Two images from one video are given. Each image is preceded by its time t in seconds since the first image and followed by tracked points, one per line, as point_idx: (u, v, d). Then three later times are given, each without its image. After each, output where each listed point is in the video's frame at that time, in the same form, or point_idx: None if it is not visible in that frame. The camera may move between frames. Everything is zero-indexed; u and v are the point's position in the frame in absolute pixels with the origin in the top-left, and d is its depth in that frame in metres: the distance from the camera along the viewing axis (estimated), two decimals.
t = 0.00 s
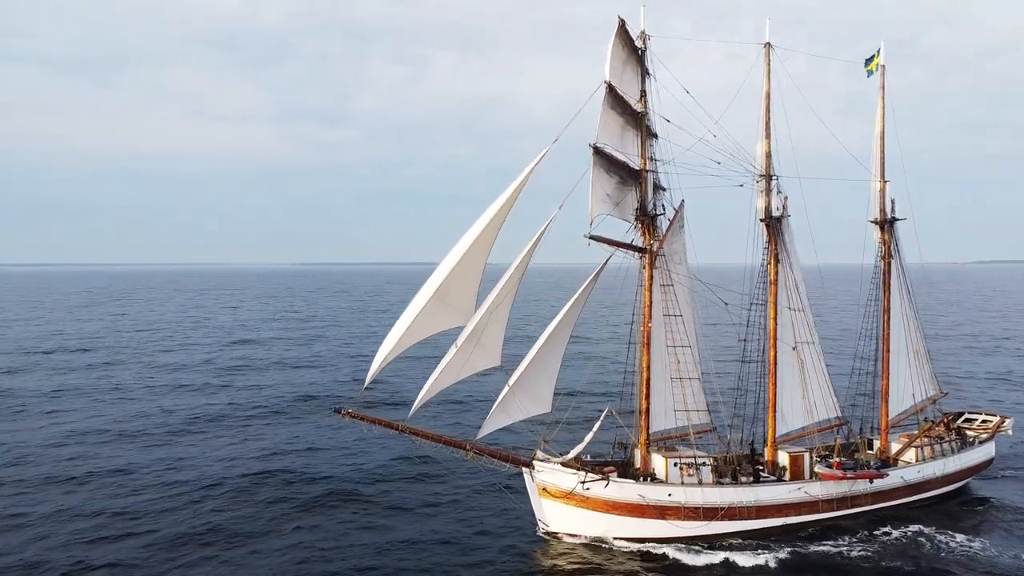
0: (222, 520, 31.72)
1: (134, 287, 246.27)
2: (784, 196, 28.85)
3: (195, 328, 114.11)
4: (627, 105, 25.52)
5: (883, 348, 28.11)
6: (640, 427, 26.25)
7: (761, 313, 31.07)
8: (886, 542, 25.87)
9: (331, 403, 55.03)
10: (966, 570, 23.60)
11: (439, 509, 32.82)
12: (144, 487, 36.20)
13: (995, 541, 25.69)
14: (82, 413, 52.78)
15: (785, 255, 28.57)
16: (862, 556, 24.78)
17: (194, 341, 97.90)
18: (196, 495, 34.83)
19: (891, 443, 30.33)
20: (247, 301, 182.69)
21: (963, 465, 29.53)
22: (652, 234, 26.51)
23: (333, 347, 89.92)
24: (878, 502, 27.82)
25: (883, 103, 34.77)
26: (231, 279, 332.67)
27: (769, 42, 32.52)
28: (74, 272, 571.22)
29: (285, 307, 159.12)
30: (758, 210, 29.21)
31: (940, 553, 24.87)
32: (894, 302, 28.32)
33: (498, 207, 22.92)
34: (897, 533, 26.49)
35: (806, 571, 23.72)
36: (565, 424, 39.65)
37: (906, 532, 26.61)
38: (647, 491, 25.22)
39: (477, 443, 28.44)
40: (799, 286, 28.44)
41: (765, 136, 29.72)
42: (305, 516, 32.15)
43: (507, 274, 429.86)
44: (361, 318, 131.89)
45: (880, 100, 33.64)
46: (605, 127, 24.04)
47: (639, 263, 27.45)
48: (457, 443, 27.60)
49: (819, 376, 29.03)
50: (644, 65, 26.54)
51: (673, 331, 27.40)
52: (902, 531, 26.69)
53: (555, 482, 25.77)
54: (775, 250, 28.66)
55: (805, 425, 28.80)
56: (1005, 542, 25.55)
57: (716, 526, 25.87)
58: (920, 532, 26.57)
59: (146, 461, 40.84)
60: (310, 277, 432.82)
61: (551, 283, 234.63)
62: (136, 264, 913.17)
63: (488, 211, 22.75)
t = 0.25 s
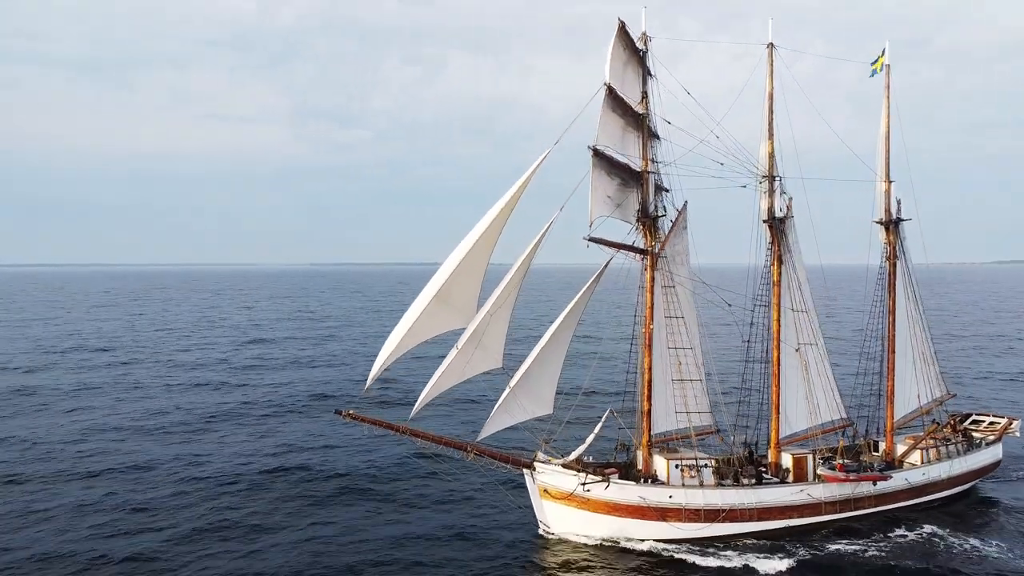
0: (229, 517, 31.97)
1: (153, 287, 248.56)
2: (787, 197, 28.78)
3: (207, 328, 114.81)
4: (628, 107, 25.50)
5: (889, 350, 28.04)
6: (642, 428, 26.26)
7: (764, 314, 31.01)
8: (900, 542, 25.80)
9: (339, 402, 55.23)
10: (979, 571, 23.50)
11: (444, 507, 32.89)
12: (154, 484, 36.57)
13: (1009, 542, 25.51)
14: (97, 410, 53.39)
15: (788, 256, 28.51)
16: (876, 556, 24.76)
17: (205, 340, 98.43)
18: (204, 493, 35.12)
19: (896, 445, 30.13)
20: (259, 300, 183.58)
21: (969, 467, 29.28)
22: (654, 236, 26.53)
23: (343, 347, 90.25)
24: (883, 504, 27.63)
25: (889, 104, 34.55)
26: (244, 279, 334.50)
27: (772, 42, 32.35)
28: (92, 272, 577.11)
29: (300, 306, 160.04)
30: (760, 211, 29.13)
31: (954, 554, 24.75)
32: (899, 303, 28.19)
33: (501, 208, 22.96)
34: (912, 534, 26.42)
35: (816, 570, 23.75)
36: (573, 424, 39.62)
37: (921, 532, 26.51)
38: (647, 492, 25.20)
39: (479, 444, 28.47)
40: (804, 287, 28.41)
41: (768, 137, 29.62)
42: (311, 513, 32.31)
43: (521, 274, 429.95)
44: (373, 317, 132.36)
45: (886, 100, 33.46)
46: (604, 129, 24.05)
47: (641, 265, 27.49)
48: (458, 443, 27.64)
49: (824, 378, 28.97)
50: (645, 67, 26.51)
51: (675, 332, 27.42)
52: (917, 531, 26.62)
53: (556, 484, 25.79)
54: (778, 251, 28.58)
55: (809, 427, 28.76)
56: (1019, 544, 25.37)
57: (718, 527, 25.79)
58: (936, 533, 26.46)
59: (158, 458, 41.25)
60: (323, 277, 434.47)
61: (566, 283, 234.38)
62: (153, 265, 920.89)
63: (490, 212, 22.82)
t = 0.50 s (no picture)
0: (236, 514, 32.12)
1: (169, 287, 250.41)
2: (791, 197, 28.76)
3: (218, 328, 115.36)
4: (629, 109, 25.51)
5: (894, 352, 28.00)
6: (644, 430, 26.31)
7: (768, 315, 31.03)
8: (914, 544, 25.65)
9: (346, 400, 55.42)
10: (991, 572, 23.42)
11: (450, 504, 32.95)
12: (165, 480, 36.90)
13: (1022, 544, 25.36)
14: (111, 408, 53.92)
15: (792, 257, 28.47)
16: (890, 557, 24.66)
17: (216, 339, 98.88)
18: (214, 490, 35.38)
19: (902, 447, 29.92)
20: (270, 300, 184.38)
21: (975, 469, 29.05)
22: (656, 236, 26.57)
23: (352, 347, 90.51)
24: (887, 506, 27.43)
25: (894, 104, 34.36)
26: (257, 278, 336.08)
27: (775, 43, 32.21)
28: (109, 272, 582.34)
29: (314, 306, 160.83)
30: (764, 212, 29.09)
31: (968, 556, 24.60)
32: (904, 303, 28.14)
33: (503, 209, 22.95)
34: (928, 534, 26.38)
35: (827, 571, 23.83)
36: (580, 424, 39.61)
37: (934, 534, 26.33)
38: (648, 494, 25.16)
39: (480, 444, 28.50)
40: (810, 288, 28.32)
41: (772, 137, 29.56)
42: (318, 510, 32.47)
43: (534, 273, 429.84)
44: (383, 317, 132.68)
45: (890, 100, 33.36)
46: (605, 130, 24.07)
47: (643, 265, 27.50)
48: (458, 444, 27.66)
49: (829, 379, 28.88)
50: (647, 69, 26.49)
51: (678, 333, 27.43)
52: (934, 532, 26.55)
53: (557, 485, 25.80)
54: (782, 252, 28.58)
55: (813, 428, 28.69)
56: None
57: (719, 529, 25.72)
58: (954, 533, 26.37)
59: (169, 455, 41.59)
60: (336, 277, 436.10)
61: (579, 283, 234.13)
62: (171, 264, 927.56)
63: (492, 213, 22.81)
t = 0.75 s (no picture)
0: (241, 511, 32.30)
1: (186, 288, 252.68)
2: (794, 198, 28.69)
3: (230, 328, 116.06)
4: (631, 110, 25.56)
5: (900, 353, 27.86)
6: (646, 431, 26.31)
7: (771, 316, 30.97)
8: (921, 547, 25.49)
9: (354, 399, 55.63)
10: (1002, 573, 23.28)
11: (458, 503, 33.05)
12: (177, 477, 37.33)
13: None
14: (127, 405, 54.60)
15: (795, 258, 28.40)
16: (899, 560, 24.48)
17: (228, 339, 99.52)
18: (225, 486, 35.73)
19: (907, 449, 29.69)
20: (282, 300, 185.26)
21: (981, 472, 28.80)
22: (658, 238, 26.56)
23: (362, 347, 90.83)
24: (891, 509, 27.23)
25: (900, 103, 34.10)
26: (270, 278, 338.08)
27: (778, 43, 32.00)
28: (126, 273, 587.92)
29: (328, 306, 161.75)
30: (767, 212, 28.99)
31: (976, 559, 24.41)
32: (909, 304, 27.99)
33: (504, 211, 22.98)
34: (944, 536, 26.25)
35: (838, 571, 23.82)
36: (589, 423, 39.59)
37: (940, 537, 26.17)
38: (648, 495, 25.13)
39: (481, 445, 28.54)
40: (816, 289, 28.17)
41: (775, 138, 29.42)
42: (326, 507, 32.71)
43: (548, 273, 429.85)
44: (394, 317, 133.08)
45: (896, 100, 33.17)
46: (605, 131, 24.14)
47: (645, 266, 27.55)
48: (459, 445, 27.70)
49: (834, 381, 28.82)
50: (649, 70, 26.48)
51: (680, 334, 27.46)
52: (950, 534, 26.39)
53: (558, 485, 25.83)
54: (785, 254, 28.49)
55: (817, 429, 28.59)
56: None
57: (721, 530, 25.64)
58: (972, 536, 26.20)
59: (182, 452, 42.05)
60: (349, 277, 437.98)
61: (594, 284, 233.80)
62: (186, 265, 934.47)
63: (493, 215, 22.84)
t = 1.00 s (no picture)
0: (247, 509, 32.52)
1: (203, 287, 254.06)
2: (797, 198, 28.70)
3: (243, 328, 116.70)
4: (633, 111, 25.62)
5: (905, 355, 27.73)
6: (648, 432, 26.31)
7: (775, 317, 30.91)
8: (932, 549, 25.33)
9: (363, 398, 55.88)
10: None
11: (465, 500, 33.19)
12: (190, 475, 37.71)
13: None
14: (141, 403, 55.15)
15: (800, 258, 28.40)
16: (914, 562, 24.30)
17: (240, 338, 100.14)
18: (235, 484, 36.05)
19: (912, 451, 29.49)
20: (295, 300, 186.21)
21: (987, 474, 28.58)
22: (659, 238, 26.56)
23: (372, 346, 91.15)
24: (894, 510, 27.09)
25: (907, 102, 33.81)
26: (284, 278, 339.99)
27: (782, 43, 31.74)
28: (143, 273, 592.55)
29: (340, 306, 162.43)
30: (771, 213, 28.89)
31: (988, 561, 24.23)
32: (915, 305, 27.83)
33: (507, 211, 23.05)
34: (956, 538, 26.08)
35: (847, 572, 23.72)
36: (594, 423, 39.60)
37: (954, 539, 26.03)
38: (649, 496, 25.13)
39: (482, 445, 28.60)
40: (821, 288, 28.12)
41: (779, 137, 29.26)
42: (335, 504, 32.93)
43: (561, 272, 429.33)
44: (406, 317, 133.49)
45: (900, 98, 33.06)
46: (606, 133, 24.23)
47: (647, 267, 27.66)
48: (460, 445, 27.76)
49: (841, 381, 28.76)
50: (652, 70, 26.46)
51: (683, 333, 27.47)
52: (963, 536, 26.20)
53: (558, 486, 25.87)
54: (789, 254, 28.40)
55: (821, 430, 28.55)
56: None
57: (722, 531, 25.60)
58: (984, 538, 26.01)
59: (195, 449, 42.46)
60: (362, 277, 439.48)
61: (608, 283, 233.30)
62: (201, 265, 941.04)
63: (496, 216, 22.92)
